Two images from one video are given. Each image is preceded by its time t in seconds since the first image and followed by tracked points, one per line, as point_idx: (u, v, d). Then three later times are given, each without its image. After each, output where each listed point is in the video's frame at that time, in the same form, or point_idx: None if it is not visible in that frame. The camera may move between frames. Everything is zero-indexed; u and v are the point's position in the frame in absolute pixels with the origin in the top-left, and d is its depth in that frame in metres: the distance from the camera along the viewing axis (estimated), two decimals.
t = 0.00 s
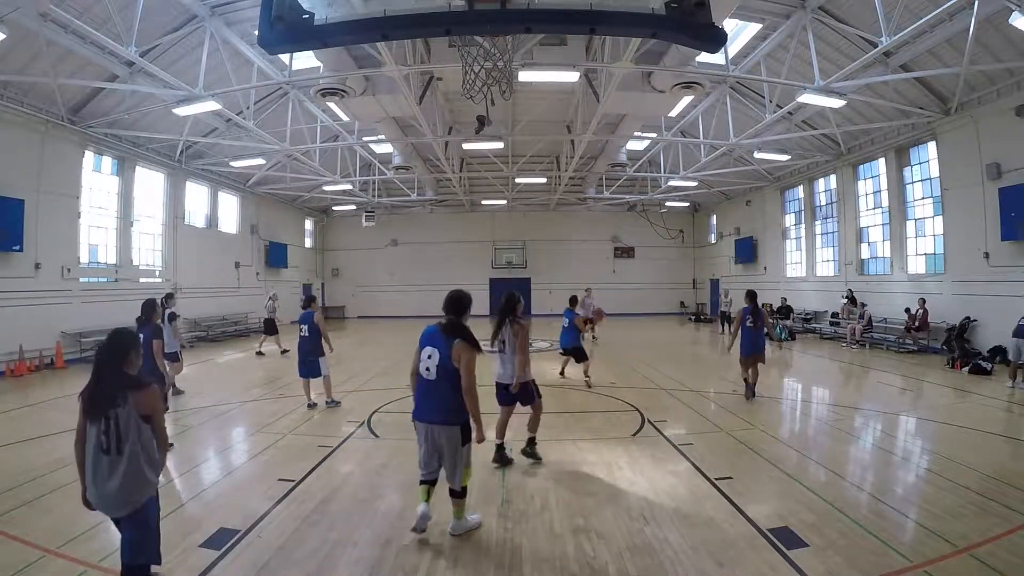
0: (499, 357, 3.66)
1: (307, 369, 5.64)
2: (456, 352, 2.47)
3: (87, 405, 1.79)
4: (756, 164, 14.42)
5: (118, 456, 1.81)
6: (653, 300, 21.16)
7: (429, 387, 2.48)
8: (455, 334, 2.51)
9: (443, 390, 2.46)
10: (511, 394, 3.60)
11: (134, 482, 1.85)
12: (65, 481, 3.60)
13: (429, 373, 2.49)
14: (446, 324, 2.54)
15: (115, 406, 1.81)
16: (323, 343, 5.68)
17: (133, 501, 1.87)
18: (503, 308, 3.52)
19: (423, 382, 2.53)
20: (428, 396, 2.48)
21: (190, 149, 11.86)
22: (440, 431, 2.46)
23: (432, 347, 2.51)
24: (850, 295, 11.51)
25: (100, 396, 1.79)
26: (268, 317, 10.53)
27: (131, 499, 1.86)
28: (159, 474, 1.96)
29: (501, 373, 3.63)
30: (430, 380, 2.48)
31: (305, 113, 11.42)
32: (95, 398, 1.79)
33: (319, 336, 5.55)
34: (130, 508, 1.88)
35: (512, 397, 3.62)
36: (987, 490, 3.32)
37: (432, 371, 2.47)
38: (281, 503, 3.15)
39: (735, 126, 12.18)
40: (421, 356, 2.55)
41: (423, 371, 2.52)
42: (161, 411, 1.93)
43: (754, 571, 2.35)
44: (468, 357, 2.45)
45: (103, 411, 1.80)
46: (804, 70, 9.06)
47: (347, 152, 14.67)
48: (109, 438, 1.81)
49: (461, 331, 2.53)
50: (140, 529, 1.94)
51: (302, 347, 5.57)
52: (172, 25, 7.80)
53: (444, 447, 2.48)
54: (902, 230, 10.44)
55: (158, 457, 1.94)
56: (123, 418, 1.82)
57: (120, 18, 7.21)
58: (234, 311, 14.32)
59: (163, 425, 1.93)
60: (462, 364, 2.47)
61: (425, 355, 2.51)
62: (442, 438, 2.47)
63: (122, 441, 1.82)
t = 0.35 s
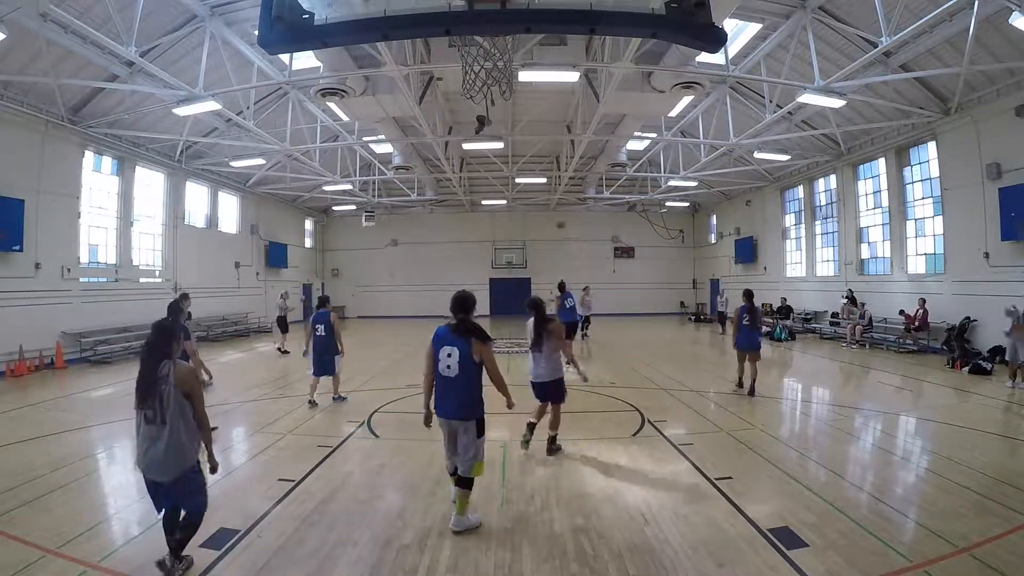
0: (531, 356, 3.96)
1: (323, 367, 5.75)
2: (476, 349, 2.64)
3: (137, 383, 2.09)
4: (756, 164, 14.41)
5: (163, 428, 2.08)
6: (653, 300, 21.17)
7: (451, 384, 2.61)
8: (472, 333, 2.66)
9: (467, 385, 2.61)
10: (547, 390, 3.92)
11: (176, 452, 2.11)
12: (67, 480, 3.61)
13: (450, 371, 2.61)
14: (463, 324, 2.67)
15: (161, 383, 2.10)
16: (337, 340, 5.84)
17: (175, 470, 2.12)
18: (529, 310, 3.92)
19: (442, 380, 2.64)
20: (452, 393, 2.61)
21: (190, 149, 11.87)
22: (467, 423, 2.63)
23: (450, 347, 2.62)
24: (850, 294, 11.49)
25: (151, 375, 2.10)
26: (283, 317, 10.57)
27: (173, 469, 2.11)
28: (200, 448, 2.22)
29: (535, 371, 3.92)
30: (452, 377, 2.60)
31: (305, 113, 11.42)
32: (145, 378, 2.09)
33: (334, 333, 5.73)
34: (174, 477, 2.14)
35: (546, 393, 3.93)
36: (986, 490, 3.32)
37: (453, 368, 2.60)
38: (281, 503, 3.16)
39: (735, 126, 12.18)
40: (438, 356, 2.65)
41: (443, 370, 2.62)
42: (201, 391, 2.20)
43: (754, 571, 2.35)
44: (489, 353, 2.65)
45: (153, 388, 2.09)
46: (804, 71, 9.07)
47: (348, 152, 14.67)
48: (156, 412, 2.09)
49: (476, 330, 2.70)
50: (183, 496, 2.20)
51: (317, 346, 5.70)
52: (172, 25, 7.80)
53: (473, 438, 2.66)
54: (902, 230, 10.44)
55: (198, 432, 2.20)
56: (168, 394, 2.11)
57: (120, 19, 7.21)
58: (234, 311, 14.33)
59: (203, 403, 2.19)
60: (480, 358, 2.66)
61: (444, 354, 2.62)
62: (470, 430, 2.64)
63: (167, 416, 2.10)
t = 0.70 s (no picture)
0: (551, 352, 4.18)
1: (333, 366, 5.77)
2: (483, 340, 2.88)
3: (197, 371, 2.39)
4: (756, 164, 14.41)
5: (211, 414, 2.34)
6: (653, 300, 21.16)
7: (459, 372, 2.83)
8: (479, 327, 2.91)
9: (474, 373, 2.82)
10: (563, 386, 4.17)
11: (222, 436, 2.35)
12: (67, 480, 3.61)
13: (458, 360, 2.83)
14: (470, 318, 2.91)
15: (215, 372, 2.38)
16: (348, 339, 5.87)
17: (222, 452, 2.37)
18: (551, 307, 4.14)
19: (450, 370, 2.86)
20: (458, 381, 2.83)
21: (190, 149, 11.87)
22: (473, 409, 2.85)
23: (459, 338, 2.86)
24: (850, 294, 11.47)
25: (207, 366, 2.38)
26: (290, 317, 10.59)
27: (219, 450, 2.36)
28: (246, 436, 2.43)
29: (552, 367, 4.15)
30: (459, 366, 2.82)
31: (305, 113, 11.42)
32: (203, 368, 2.38)
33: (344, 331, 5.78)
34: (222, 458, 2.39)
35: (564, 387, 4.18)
36: (987, 490, 3.32)
37: (461, 357, 2.83)
38: (281, 503, 3.15)
39: (735, 126, 12.18)
40: (448, 347, 2.88)
41: (452, 360, 2.84)
42: (247, 383, 2.39)
43: (754, 571, 2.35)
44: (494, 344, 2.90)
45: (208, 376, 2.37)
46: (804, 71, 9.07)
47: (347, 152, 14.68)
48: (208, 398, 2.36)
49: (483, 324, 2.94)
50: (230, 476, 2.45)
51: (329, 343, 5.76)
52: (172, 25, 7.80)
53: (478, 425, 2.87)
54: (902, 230, 10.44)
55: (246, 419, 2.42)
56: (220, 384, 2.38)
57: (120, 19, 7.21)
58: (234, 311, 14.33)
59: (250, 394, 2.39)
60: (486, 350, 2.89)
61: (453, 344, 2.86)
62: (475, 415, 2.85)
63: (218, 402, 2.36)
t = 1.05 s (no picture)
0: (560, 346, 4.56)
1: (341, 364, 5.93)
2: (507, 339, 3.06)
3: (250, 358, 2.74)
4: (756, 164, 14.42)
5: (266, 394, 2.71)
6: (653, 300, 21.16)
7: (483, 369, 3.02)
8: (505, 325, 3.08)
9: (496, 371, 3.01)
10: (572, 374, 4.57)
11: (275, 413, 2.73)
12: (66, 481, 3.61)
13: (483, 357, 3.02)
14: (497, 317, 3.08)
15: (268, 359, 2.74)
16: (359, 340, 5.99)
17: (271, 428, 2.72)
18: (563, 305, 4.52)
19: (476, 365, 3.05)
20: (482, 377, 3.02)
21: (190, 149, 11.87)
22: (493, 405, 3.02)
23: (486, 336, 3.04)
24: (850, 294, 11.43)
25: (260, 353, 2.73)
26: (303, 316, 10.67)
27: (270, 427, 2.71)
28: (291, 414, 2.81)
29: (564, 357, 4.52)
30: (484, 363, 3.01)
31: (305, 113, 11.42)
32: (257, 355, 2.73)
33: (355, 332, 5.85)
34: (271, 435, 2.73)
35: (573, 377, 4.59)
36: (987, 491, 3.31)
37: (486, 355, 3.01)
38: (281, 504, 3.15)
39: (735, 126, 12.18)
40: (474, 343, 3.08)
41: (478, 356, 3.03)
42: (296, 369, 2.81)
43: (754, 571, 2.35)
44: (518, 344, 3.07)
45: (263, 363, 2.72)
46: (804, 71, 9.07)
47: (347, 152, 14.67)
48: (263, 382, 2.71)
49: (509, 324, 3.10)
50: (274, 453, 2.76)
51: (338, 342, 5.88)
52: (172, 25, 7.80)
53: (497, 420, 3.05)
54: (902, 230, 10.44)
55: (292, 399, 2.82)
56: (271, 370, 2.75)
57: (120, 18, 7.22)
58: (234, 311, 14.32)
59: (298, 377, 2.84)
60: (509, 350, 3.07)
61: (480, 341, 3.04)
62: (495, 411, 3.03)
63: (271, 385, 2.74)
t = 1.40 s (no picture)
0: (574, 345, 4.63)
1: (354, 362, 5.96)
2: (526, 334, 3.24)
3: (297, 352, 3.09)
4: (756, 164, 14.42)
5: (310, 383, 3.02)
6: (653, 300, 21.16)
7: (506, 365, 3.28)
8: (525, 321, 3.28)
9: (515, 366, 3.24)
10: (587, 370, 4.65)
11: (324, 398, 3.04)
12: (66, 481, 3.61)
13: (506, 353, 3.29)
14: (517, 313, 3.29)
15: (310, 352, 3.08)
16: (370, 338, 6.01)
17: (321, 413, 3.04)
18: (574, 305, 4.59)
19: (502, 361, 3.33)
20: (504, 373, 3.29)
21: (190, 149, 11.87)
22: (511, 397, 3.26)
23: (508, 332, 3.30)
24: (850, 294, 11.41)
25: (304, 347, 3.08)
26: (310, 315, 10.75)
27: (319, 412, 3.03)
28: (336, 399, 3.12)
29: (581, 354, 4.61)
30: (506, 359, 3.27)
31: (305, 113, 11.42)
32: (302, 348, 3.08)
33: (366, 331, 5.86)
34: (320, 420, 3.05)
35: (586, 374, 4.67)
36: (987, 490, 3.32)
37: (507, 350, 3.28)
38: (282, 503, 3.16)
39: (735, 126, 12.18)
40: (500, 339, 3.37)
41: (502, 351, 3.30)
42: (335, 357, 3.13)
43: (754, 571, 2.35)
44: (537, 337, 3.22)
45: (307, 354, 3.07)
46: (804, 71, 9.07)
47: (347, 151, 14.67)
48: (307, 371, 3.04)
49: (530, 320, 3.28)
50: (326, 434, 3.11)
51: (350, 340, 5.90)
52: (172, 25, 7.81)
53: (516, 411, 3.27)
54: (902, 230, 10.44)
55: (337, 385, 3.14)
56: (315, 359, 3.08)
57: (120, 18, 7.22)
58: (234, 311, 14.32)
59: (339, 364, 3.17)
60: (529, 346, 3.25)
61: (504, 338, 3.33)
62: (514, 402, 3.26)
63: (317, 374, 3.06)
